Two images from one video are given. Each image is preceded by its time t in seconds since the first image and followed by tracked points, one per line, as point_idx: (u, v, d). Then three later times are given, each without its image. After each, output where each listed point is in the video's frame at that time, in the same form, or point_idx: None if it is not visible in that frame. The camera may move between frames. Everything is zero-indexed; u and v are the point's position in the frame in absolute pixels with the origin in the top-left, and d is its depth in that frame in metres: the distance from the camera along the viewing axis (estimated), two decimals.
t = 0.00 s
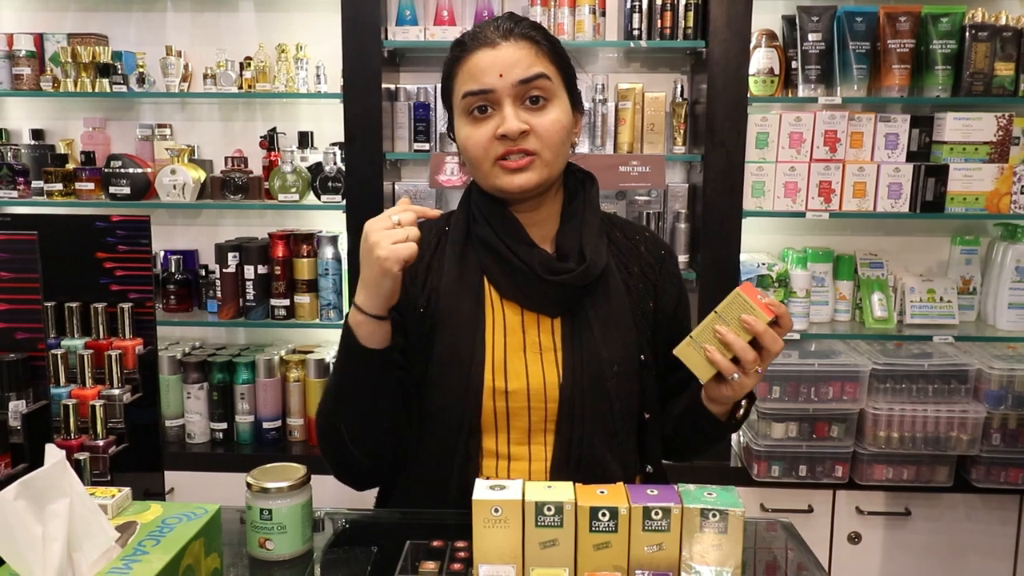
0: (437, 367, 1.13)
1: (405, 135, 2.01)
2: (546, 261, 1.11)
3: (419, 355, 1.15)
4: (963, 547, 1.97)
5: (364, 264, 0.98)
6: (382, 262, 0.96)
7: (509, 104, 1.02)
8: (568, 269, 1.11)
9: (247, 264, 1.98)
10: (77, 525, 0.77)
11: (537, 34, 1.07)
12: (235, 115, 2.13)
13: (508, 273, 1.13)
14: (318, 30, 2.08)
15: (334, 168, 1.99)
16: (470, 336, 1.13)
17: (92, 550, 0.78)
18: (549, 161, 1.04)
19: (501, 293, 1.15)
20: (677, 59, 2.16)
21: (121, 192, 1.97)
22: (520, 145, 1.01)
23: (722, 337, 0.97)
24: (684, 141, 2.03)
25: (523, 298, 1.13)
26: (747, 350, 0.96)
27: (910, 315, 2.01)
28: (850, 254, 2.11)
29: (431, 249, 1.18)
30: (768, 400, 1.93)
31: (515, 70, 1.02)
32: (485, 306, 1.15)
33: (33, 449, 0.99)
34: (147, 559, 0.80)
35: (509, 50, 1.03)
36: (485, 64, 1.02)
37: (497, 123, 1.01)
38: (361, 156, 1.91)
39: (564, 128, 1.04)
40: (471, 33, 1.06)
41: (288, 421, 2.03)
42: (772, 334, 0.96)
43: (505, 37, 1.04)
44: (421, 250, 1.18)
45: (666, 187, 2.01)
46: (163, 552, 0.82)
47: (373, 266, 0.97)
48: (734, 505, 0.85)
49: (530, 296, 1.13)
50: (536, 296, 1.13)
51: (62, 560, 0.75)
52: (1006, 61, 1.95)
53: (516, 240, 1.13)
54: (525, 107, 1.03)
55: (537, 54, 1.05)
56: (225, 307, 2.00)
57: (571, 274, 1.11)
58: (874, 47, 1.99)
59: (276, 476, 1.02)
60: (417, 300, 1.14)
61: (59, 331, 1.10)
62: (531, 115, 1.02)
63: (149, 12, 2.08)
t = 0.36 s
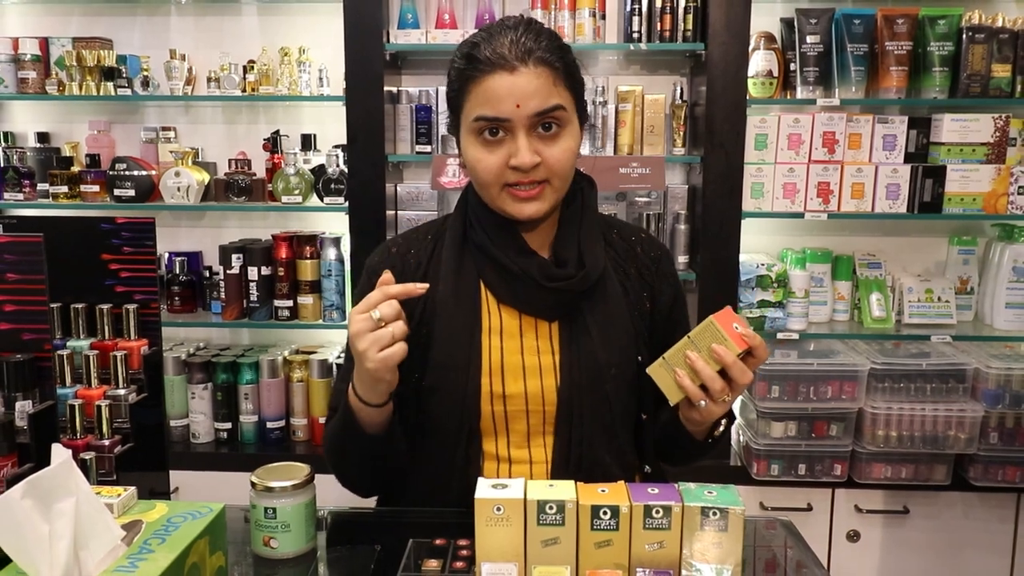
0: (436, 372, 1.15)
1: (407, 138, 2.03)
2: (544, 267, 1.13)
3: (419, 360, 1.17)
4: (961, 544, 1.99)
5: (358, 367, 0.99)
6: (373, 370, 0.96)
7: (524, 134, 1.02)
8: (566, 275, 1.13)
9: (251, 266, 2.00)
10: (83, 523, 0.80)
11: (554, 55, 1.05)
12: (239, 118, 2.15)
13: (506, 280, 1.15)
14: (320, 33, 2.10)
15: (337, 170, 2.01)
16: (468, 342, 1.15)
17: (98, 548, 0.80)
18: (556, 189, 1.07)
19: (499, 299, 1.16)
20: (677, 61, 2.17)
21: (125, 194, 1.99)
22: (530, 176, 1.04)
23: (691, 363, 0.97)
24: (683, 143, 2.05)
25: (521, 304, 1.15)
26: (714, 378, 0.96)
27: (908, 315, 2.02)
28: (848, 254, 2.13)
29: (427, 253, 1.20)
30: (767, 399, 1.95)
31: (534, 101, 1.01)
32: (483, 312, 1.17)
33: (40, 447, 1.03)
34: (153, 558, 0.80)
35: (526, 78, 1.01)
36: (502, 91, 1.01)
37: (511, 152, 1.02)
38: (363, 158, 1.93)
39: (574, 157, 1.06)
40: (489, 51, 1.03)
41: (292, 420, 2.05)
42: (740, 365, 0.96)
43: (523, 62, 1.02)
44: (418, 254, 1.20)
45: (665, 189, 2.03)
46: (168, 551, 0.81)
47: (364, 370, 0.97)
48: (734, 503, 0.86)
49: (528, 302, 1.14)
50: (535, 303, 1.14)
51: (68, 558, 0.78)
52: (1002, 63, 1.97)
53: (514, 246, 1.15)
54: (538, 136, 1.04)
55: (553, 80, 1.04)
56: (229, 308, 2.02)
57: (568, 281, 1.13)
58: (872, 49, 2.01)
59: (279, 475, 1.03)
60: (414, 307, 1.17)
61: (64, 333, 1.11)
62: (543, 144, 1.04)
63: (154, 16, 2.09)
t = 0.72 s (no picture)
0: (433, 368, 1.19)
1: (410, 138, 2.07)
2: (539, 267, 1.17)
3: (416, 355, 1.21)
4: (953, 537, 2.03)
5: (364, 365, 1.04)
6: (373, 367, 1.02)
7: (552, 139, 1.04)
8: (559, 274, 1.17)
9: (258, 264, 2.04)
10: (93, 514, 0.84)
11: (586, 62, 1.07)
12: (246, 119, 2.19)
13: (501, 278, 1.18)
14: (325, 35, 2.14)
15: (341, 169, 2.05)
16: (463, 338, 1.18)
17: (107, 539, 0.84)
18: (568, 195, 1.11)
19: (494, 297, 1.20)
20: (675, 62, 2.21)
21: (134, 194, 2.03)
22: (549, 180, 1.07)
23: (664, 360, 1.01)
24: (682, 143, 2.09)
25: (516, 302, 1.19)
26: (685, 375, 0.99)
27: (902, 312, 2.07)
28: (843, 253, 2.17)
29: (425, 253, 1.24)
30: (763, 394, 1.99)
31: (567, 108, 1.03)
32: (478, 309, 1.21)
33: (51, 440, 1.06)
34: (161, 547, 0.82)
35: (563, 84, 1.03)
36: (537, 93, 1.02)
37: (536, 154, 1.05)
38: (367, 158, 1.97)
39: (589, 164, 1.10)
40: (526, 49, 1.04)
41: (298, 415, 2.09)
42: (710, 364, 0.99)
43: (561, 67, 1.04)
44: (416, 253, 1.24)
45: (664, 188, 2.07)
46: (177, 541, 0.84)
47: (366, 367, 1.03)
48: (731, 495, 0.89)
49: (522, 300, 1.18)
50: (529, 301, 1.18)
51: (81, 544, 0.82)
52: (994, 65, 2.00)
53: (509, 246, 1.19)
54: (563, 143, 1.06)
55: (585, 90, 1.06)
56: (236, 305, 2.06)
57: (561, 279, 1.17)
58: (867, 50, 2.04)
59: (285, 468, 1.07)
60: (411, 305, 1.21)
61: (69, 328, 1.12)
62: (565, 151, 1.07)
63: (162, 18, 2.14)
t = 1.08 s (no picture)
0: (436, 360, 1.24)
1: (410, 140, 2.13)
2: (541, 263, 1.22)
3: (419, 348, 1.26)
4: (938, 528, 2.09)
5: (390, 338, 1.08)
6: (402, 341, 1.05)
7: (578, 143, 1.08)
8: (561, 270, 1.23)
9: (262, 263, 2.10)
10: (99, 506, 0.84)
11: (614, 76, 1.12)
12: (250, 122, 2.24)
13: (504, 273, 1.23)
14: (327, 40, 2.19)
15: (343, 171, 2.11)
16: (466, 331, 1.24)
17: (113, 531, 0.84)
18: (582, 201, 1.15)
19: (496, 291, 1.25)
20: (669, 67, 2.27)
21: (141, 195, 2.08)
22: (569, 184, 1.11)
23: (658, 347, 1.07)
24: (675, 146, 2.14)
25: (517, 296, 1.24)
26: (679, 361, 1.05)
27: (889, 311, 2.14)
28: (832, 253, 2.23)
29: (429, 248, 1.29)
30: (754, 390, 2.04)
31: (596, 117, 1.08)
32: (481, 303, 1.26)
33: (57, 435, 1.12)
34: (166, 540, 0.82)
35: (595, 94, 1.08)
36: (570, 97, 1.06)
37: (561, 156, 1.08)
38: (369, 160, 2.02)
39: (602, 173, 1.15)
40: (561, 55, 1.08)
41: (301, 411, 2.14)
42: (702, 349, 1.04)
43: (594, 78, 1.09)
44: (420, 248, 1.29)
45: (658, 190, 2.13)
46: (182, 533, 0.83)
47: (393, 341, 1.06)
48: (720, 488, 0.93)
49: (524, 294, 1.24)
50: (531, 295, 1.24)
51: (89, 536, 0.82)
52: (979, 70, 2.06)
53: (512, 242, 1.24)
54: (586, 150, 1.11)
55: (611, 103, 1.11)
56: (241, 304, 2.11)
57: (562, 274, 1.23)
58: (854, 56, 2.10)
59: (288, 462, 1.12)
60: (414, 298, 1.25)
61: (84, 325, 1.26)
62: (586, 158, 1.11)
63: (168, 24, 2.19)
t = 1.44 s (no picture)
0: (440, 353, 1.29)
1: (411, 143, 2.17)
2: (544, 258, 1.27)
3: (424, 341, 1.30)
4: (927, 522, 2.14)
5: (441, 346, 1.09)
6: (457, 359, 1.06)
7: (580, 140, 1.12)
8: (563, 265, 1.27)
9: (265, 263, 2.14)
10: (105, 500, 0.85)
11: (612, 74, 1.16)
12: (253, 125, 2.29)
13: (507, 268, 1.27)
14: (329, 45, 2.24)
15: (345, 173, 2.15)
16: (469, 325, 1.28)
17: (118, 524, 0.85)
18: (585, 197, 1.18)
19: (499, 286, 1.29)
20: (664, 72, 2.32)
21: (147, 197, 2.13)
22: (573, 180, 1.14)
23: (662, 340, 1.10)
24: (670, 148, 2.19)
25: (520, 291, 1.28)
26: (682, 354, 1.09)
27: (879, 309, 2.18)
28: (823, 253, 2.28)
29: (435, 244, 1.33)
30: (746, 387, 2.10)
31: (597, 113, 1.11)
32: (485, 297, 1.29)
33: (63, 431, 1.14)
34: (171, 532, 0.86)
35: (595, 90, 1.11)
36: (571, 95, 1.10)
37: (564, 153, 1.11)
38: (370, 162, 2.07)
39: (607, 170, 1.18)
40: (561, 54, 1.12)
41: (304, 408, 2.19)
42: (705, 343, 1.08)
43: (593, 75, 1.12)
44: (426, 244, 1.33)
45: (653, 191, 2.17)
46: (185, 526, 0.88)
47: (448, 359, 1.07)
48: (711, 482, 0.98)
49: (527, 289, 1.28)
50: (533, 290, 1.28)
51: (95, 529, 0.82)
52: (966, 74, 2.11)
53: (515, 238, 1.28)
54: (588, 146, 1.14)
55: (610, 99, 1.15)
56: (245, 303, 2.16)
57: (564, 269, 1.27)
58: (845, 61, 2.15)
59: (289, 458, 1.18)
60: (420, 292, 1.29)
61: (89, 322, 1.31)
62: (589, 154, 1.14)
63: (173, 28, 2.23)
